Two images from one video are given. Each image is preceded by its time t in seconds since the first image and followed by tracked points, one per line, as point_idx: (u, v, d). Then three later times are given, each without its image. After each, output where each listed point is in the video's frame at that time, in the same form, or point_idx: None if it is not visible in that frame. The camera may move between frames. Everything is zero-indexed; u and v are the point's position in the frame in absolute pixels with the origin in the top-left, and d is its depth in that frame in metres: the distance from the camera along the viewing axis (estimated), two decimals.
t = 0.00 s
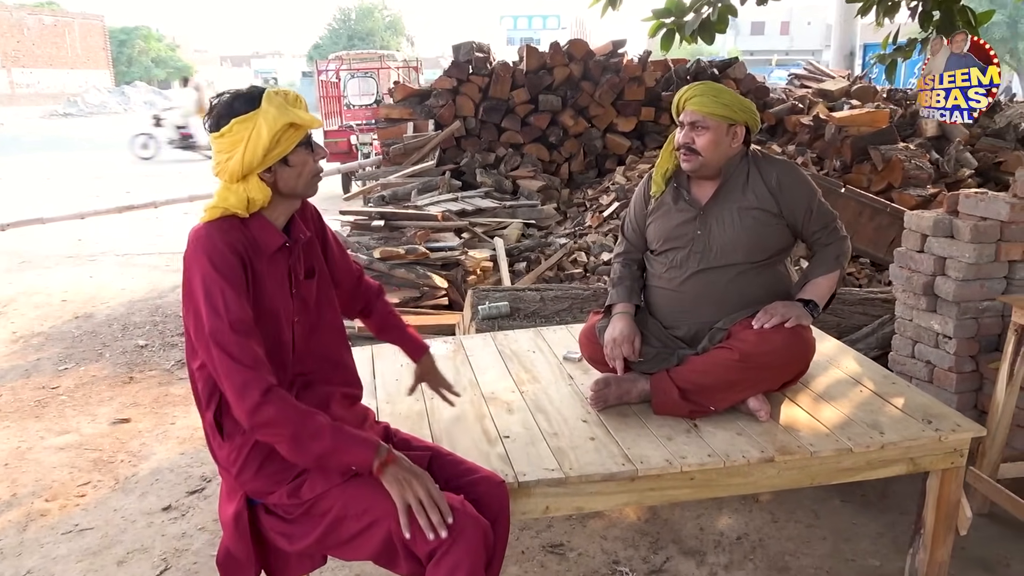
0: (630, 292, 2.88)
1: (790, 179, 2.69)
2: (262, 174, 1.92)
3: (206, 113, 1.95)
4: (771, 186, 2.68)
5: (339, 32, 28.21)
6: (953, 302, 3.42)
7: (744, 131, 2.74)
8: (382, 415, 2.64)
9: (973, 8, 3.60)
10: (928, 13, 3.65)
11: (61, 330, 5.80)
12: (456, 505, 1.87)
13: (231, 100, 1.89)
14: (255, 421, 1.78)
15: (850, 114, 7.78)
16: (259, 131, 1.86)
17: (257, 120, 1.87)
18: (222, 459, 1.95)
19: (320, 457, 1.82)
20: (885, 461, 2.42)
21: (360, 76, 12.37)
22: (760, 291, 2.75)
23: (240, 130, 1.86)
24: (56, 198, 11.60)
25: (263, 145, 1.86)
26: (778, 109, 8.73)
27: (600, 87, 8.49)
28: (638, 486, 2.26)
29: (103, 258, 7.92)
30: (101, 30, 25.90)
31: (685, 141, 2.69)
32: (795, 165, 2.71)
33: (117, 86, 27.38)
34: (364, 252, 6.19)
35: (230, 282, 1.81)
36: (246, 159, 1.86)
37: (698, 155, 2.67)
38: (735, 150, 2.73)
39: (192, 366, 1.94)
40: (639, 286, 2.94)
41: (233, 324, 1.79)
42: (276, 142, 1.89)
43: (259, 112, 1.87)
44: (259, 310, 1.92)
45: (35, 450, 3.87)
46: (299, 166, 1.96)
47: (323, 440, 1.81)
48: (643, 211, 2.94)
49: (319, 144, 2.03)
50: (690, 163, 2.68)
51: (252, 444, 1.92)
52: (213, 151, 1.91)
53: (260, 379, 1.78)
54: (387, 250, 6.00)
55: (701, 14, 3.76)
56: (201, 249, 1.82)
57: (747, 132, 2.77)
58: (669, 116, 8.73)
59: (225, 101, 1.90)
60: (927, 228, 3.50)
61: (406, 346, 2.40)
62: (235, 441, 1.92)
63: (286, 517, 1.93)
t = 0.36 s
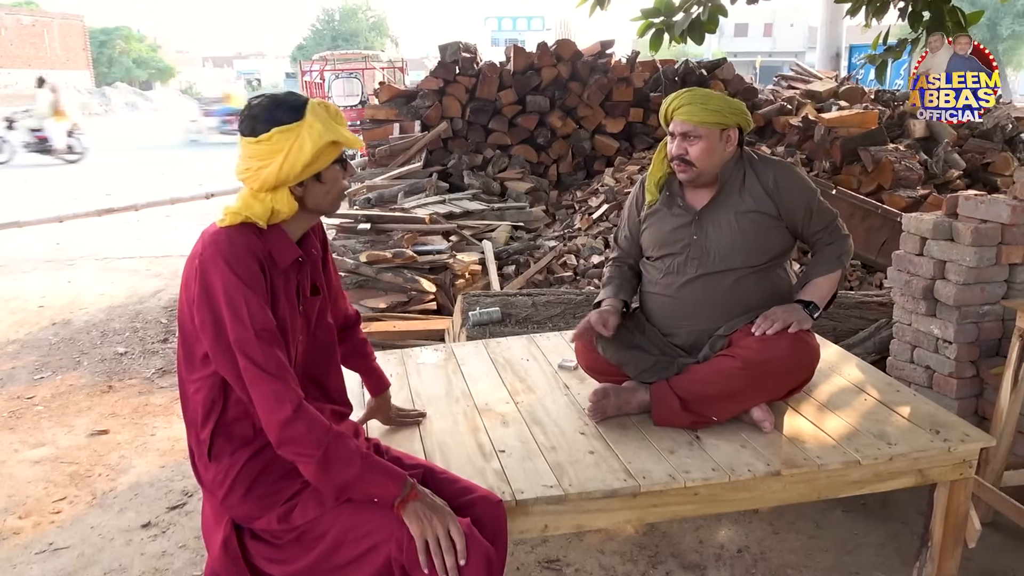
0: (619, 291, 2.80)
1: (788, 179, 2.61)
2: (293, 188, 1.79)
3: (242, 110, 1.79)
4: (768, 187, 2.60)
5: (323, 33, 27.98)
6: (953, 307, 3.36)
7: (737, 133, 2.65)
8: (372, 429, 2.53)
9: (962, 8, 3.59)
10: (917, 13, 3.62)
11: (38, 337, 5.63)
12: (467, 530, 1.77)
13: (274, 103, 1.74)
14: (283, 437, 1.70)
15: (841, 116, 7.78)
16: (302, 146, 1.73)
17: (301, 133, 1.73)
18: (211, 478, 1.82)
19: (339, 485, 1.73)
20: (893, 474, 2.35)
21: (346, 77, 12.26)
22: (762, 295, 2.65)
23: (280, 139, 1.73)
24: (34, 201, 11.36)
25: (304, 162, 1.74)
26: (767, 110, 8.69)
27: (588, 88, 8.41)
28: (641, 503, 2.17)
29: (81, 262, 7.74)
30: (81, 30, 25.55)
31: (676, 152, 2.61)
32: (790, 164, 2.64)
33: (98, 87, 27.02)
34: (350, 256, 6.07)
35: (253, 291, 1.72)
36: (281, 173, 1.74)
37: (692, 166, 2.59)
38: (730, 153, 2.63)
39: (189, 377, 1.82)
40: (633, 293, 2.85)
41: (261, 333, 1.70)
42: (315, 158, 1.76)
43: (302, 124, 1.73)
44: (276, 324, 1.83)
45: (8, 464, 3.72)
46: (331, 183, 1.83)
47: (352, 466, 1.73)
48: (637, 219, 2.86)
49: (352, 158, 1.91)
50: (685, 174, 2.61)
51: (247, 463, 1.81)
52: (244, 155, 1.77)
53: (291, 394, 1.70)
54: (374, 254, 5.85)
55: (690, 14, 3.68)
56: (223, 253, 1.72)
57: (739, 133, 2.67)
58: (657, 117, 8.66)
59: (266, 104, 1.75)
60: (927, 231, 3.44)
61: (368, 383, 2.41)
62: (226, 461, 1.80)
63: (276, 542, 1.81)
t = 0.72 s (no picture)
0: (600, 303, 2.77)
1: (780, 186, 2.56)
2: (322, 203, 1.79)
3: (279, 122, 1.79)
4: (760, 195, 2.55)
5: (306, 36, 27.76)
6: (949, 312, 3.32)
7: (724, 141, 2.59)
8: (361, 445, 2.45)
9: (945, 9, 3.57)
10: (902, 15, 3.60)
11: (15, 349, 5.48)
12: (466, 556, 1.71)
13: (315, 117, 1.74)
14: (272, 462, 1.62)
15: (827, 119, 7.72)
16: (343, 161, 1.73)
17: (342, 149, 1.74)
18: (201, 501, 1.72)
19: (338, 511, 1.66)
20: (897, 486, 2.30)
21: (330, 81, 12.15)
22: (757, 305, 2.58)
23: (318, 152, 1.72)
24: (11, 208, 11.14)
25: (342, 177, 1.74)
26: (754, 113, 8.68)
27: (575, 92, 8.36)
28: (641, 520, 2.11)
29: (60, 270, 7.60)
30: (60, 33, 25.21)
31: (664, 163, 2.56)
32: (782, 170, 2.59)
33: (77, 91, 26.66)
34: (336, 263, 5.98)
35: (266, 306, 1.66)
36: (317, 185, 1.73)
37: (682, 176, 2.54)
38: (718, 162, 2.58)
39: (186, 390, 1.73)
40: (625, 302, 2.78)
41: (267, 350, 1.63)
42: (351, 175, 1.77)
43: (343, 140, 1.74)
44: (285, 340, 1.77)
45: None
46: (358, 201, 1.84)
47: (347, 492, 1.66)
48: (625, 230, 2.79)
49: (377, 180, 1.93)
50: (675, 185, 2.56)
51: (241, 486, 1.72)
52: (277, 165, 1.75)
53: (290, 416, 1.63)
54: (360, 262, 5.82)
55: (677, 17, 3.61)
56: (244, 262, 1.66)
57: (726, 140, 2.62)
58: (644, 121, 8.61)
59: (305, 118, 1.75)
60: (921, 236, 3.41)
61: (359, 396, 2.34)
62: (218, 483, 1.71)
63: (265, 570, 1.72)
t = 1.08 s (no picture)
0: (609, 310, 2.66)
1: (777, 188, 2.51)
2: (328, 210, 1.75)
3: (285, 125, 1.75)
4: (757, 198, 2.50)
5: (286, 38, 27.46)
6: (942, 314, 3.31)
7: (720, 142, 2.53)
8: (354, 456, 2.39)
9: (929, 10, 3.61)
10: (887, 17, 3.63)
11: None
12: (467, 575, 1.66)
13: (323, 121, 1.70)
14: (270, 478, 1.56)
15: (812, 120, 7.74)
16: (354, 166, 1.70)
17: (353, 154, 1.71)
18: (194, 518, 1.66)
19: (337, 529, 1.61)
20: (899, 492, 2.27)
21: (312, 82, 11.94)
22: (756, 310, 2.53)
23: (327, 156, 1.69)
24: None
25: (353, 183, 1.71)
26: (739, 115, 8.68)
27: (561, 93, 8.30)
28: (643, 531, 2.06)
29: (37, 276, 7.44)
30: (35, 34, 24.76)
31: (659, 162, 2.49)
32: (780, 173, 2.54)
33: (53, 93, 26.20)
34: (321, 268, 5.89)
35: (269, 315, 1.61)
36: (326, 190, 1.69)
37: (677, 176, 2.47)
38: (715, 163, 2.52)
39: (182, 402, 1.67)
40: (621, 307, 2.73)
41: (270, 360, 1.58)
42: (360, 182, 1.74)
43: (352, 146, 1.71)
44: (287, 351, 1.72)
45: None
46: (364, 208, 1.81)
47: (346, 511, 1.60)
48: (622, 235, 2.73)
49: (382, 188, 1.90)
50: (670, 185, 2.49)
51: (236, 503, 1.66)
52: (281, 169, 1.71)
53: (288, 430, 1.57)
54: (346, 265, 5.77)
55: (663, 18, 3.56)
56: (247, 268, 1.62)
57: (723, 141, 2.56)
58: (629, 122, 8.57)
59: (314, 122, 1.71)
60: (914, 238, 3.40)
61: (351, 406, 2.27)
62: (212, 502, 1.64)
63: None
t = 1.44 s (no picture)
0: (600, 327, 2.63)
1: (765, 197, 2.50)
2: (319, 221, 1.68)
3: (274, 133, 1.68)
4: (746, 206, 2.49)
5: (243, 44, 26.99)
6: (919, 320, 3.35)
7: (708, 149, 2.53)
8: (339, 476, 2.30)
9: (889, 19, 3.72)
10: (850, 27, 3.72)
11: None
12: None
13: (313, 129, 1.65)
14: (262, 506, 1.48)
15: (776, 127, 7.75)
16: (345, 175, 1.64)
17: (344, 163, 1.65)
18: (180, 550, 1.57)
19: (333, 558, 1.53)
20: (892, 499, 2.26)
21: (274, 89, 11.80)
22: (745, 318, 2.52)
23: (318, 165, 1.63)
24: None
25: (345, 192, 1.64)
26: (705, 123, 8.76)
27: (528, 101, 8.27)
28: (642, 547, 2.02)
29: None
30: None
31: (648, 169, 2.46)
32: (767, 181, 2.53)
33: None
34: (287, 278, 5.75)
35: (259, 332, 1.53)
36: (317, 200, 1.62)
37: (666, 183, 2.45)
38: (703, 171, 2.51)
39: (164, 427, 1.58)
40: (609, 317, 2.69)
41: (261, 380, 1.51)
42: (350, 191, 1.68)
43: (344, 153, 1.65)
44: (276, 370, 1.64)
45: None
46: (355, 221, 1.74)
47: (342, 537, 1.53)
48: (609, 245, 2.70)
49: (372, 200, 1.84)
50: (659, 192, 2.46)
51: (224, 533, 1.57)
52: (269, 178, 1.64)
53: (280, 454, 1.50)
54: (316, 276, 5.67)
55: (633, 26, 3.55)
56: (236, 283, 1.54)
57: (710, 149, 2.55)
58: (596, 130, 8.56)
59: (305, 129, 1.65)
60: (891, 244, 3.43)
61: (335, 423, 2.19)
62: (199, 532, 1.56)
63: None
